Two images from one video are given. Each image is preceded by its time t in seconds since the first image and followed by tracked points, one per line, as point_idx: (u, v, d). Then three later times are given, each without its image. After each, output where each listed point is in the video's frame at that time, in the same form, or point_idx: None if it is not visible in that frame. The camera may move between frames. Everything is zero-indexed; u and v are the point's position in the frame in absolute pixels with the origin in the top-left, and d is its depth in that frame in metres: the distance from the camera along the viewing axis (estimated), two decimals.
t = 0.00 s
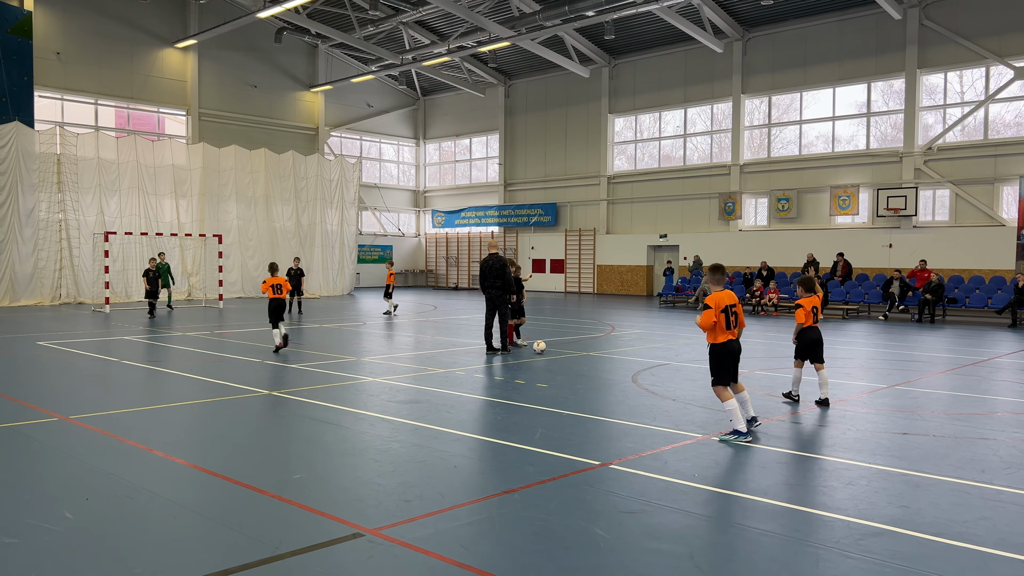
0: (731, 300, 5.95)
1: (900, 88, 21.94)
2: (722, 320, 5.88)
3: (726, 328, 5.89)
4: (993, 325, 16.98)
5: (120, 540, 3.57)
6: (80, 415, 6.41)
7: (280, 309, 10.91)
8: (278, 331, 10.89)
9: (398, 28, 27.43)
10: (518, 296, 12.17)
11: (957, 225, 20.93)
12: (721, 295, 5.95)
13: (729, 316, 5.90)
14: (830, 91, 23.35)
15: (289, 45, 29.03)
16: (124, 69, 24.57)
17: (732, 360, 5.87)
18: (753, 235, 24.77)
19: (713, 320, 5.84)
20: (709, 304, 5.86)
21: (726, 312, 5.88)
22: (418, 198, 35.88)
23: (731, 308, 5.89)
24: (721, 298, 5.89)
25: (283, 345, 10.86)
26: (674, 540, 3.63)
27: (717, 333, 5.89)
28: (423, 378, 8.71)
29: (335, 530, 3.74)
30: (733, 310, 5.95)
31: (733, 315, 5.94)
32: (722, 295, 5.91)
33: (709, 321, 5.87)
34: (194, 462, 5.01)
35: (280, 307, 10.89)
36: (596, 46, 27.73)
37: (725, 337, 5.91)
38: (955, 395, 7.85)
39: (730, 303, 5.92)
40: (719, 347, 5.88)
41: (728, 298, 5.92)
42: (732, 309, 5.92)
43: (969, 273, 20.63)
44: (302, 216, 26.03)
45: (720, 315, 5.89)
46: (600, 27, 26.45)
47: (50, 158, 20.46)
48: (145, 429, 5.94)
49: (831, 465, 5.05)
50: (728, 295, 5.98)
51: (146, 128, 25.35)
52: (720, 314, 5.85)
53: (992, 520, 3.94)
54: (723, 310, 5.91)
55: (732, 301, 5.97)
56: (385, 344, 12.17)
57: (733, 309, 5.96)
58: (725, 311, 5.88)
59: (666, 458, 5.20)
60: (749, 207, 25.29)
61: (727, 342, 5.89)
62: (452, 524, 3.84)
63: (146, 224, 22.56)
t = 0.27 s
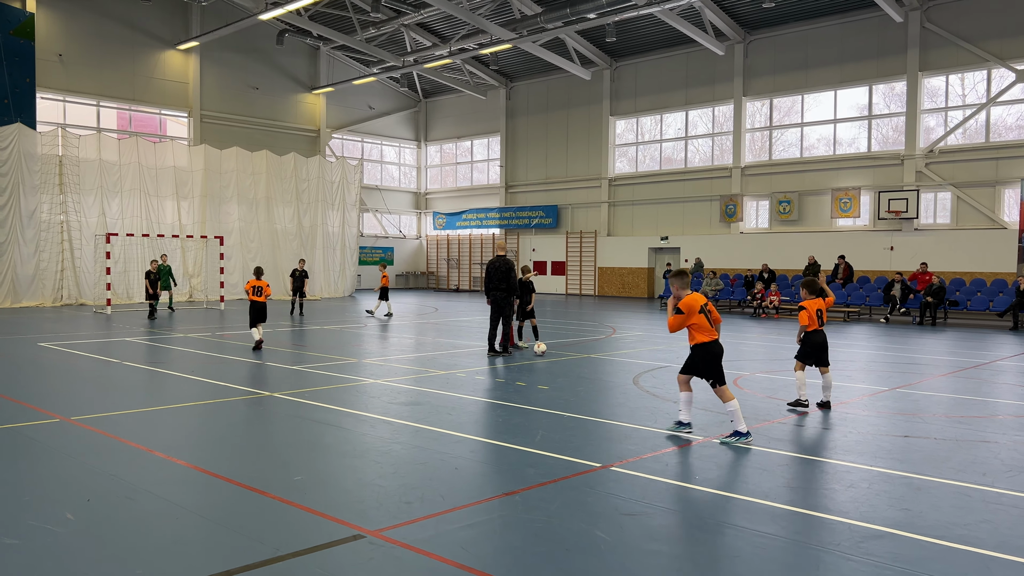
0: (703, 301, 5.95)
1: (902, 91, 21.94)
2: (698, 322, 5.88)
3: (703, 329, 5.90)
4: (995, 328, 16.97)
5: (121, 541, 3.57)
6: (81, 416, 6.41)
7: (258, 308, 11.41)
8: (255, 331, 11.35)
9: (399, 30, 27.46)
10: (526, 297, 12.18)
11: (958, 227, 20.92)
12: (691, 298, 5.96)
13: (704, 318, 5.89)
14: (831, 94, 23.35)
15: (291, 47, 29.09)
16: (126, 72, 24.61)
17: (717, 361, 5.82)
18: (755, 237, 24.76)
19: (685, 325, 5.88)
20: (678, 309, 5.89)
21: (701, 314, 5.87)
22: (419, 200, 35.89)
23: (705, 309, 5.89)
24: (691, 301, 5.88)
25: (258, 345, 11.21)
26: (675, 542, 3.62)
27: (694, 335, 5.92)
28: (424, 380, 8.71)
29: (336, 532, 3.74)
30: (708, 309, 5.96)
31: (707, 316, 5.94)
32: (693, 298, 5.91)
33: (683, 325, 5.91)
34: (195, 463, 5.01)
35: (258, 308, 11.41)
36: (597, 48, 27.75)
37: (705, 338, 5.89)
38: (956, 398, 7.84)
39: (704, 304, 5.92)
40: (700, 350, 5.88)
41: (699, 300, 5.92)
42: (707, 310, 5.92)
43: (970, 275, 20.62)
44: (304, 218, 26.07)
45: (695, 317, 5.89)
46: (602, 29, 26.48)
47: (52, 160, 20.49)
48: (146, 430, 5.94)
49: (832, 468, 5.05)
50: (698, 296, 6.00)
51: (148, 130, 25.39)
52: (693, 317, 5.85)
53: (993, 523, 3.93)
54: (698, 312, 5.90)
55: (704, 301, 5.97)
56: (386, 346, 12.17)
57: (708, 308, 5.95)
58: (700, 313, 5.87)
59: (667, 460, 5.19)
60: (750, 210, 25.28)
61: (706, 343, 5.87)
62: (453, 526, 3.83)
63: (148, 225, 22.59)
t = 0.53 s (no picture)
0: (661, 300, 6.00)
1: (904, 94, 21.93)
2: (655, 322, 5.91)
3: (662, 328, 5.93)
4: (998, 331, 16.95)
5: (125, 543, 3.57)
6: (84, 418, 6.42)
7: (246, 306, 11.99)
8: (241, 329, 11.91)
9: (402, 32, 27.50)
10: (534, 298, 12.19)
11: (961, 230, 20.90)
12: (650, 297, 6.01)
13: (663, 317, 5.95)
14: (834, 96, 23.34)
15: (294, 49, 29.15)
16: (130, 74, 24.67)
17: (674, 360, 5.82)
18: (757, 239, 24.74)
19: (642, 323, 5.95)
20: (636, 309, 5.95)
21: (658, 313, 5.91)
22: (422, 202, 35.92)
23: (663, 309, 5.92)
24: (648, 300, 5.93)
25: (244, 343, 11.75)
26: (677, 545, 3.62)
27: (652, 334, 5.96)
28: (426, 382, 8.72)
29: (338, 534, 3.74)
30: (668, 309, 6.01)
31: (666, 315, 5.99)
32: (649, 297, 5.97)
33: (641, 324, 5.95)
34: (198, 465, 5.01)
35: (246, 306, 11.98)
36: (599, 50, 27.76)
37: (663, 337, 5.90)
38: (959, 401, 7.82)
39: (662, 304, 5.97)
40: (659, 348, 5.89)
41: (657, 299, 5.96)
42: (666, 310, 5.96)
43: (973, 278, 20.59)
44: (306, 220, 26.10)
45: (653, 316, 5.95)
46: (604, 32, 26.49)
47: (55, 162, 20.55)
48: (148, 432, 5.94)
49: (834, 471, 5.04)
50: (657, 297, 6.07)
51: (151, 132, 25.45)
52: (650, 316, 5.90)
53: (996, 527, 3.92)
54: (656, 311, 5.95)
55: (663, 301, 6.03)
56: (389, 348, 12.18)
57: (666, 309, 6.00)
58: (658, 312, 5.91)
59: (670, 463, 5.19)
60: (753, 212, 25.26)
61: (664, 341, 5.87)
62: (455, 528, 3.83)
63: (151, 227, 22.64)
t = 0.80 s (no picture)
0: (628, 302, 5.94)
1: (907, 96, 21.92)
2: (620, 325, 5.87)
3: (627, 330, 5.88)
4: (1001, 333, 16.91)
5: (128, 544, 3.58)
6: (88, 419, 6.43)
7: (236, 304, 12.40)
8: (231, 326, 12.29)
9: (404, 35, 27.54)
10: (537, 300, 12.19)
11: (964, 232, 20.87)
12: (616, 299, 5.94)
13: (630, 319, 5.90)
14: (837, 98, 23.33)
15: (297, 51, 29.21)
16: (133, 76, 24.74)
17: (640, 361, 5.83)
18: (760, 241, 24.71)
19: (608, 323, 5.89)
20: (601, 310, 5.90)
21: (624, 316, 5.86)
22: (424, 204, 35.95)
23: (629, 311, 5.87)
24: (614, 301, 5.90)
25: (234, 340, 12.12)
26: (679, 547, 3.62)
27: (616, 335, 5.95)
28: (428, 384, 8.72)
29: (341, 535, 3.74)
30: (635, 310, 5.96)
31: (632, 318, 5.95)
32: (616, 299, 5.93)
33: (606, 325, 5.93)
34: (201, 466, 5.02)
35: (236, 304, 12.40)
36: (602, 52, 27.77)
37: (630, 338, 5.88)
38: (962, 403, 7.81)
39: (629, 306, 5.91)
40: (622, 349, 5.90)
41: (623, 301, 5.90)
42: (632, 311, 5.91)
43: (976, 280, 20.56)
44: (309, 221, 26.14)
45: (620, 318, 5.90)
46: (607, 34, 26.52)
47: (59, 163, 20.60)
48: (151, 433, 5.95)
49: (837, 473, 5.03)
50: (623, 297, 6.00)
51: (154, 133, 25.51)
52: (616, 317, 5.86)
53: (999, 529, 3.92)
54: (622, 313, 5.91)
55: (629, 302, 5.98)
56: (392, 349, 12.19)
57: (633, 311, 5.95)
58: (624, 314, 5.86)
59: (672, 465, 5.19)
60: (755, 214, 25.23)
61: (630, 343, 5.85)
62: (458, 530, 3.83)
63: (154, 228, 22.69)
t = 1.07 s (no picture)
0: (571, 302, 6.03)
1: (910, 97, 21.89)
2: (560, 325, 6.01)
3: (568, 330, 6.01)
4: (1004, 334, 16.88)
5: (132, 544, 3.59)
6: (91, 420, 6.44)
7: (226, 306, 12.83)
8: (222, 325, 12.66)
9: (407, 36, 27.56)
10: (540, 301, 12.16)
11: (967, 233, 20.83)
12: (560, 298, 6.08)
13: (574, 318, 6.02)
14: (839, 100, 23.31)
15: (300, 52, 29.25)
16: (136, 77, 24.79)
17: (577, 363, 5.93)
18: (763, 242, 24.69)
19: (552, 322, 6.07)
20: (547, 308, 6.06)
21: (563, 316, 5.98)
22: (427, 205, 35.96)
23: (567, 312, 5.97)
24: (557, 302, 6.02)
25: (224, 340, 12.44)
26: (680, 549, 3.62)
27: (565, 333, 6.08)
28: (430, 385, 8.71)
29: (343, 535, 3.75)
30: (578, 312, 6.01)
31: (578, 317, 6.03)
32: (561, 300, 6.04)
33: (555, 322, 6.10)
34: (203, 466, 5.03)
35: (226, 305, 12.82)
36: (604, 53, 27.76)
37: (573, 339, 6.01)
38: (964, 405, 7.80)
39: (568, 307, 6.00)
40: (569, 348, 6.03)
41: (564, 302, 6.01)
42: (572, 312, 5.99)
43: (978, 281, 20.53)
44: (311, 222, 26.16)
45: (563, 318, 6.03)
46: (609, 35, 26.52)
47: (62, 164, 20.63)
48: (154, 434, 5.96)
49: (839, 475, 5.03)
50: (573, 298, 6.08)
51: (158, 135, 25.55)
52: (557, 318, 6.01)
53: (1001, 531, 3.91)
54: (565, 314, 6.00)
55: (576, 304, 6.04)
56: (394, 350, 12.19)
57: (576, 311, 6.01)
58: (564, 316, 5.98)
59: (674, 466, 5.18)
60: (758, 215, 25.20)
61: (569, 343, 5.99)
62: (460, 531, 3.84)
63: (157, 229, 22.73)
